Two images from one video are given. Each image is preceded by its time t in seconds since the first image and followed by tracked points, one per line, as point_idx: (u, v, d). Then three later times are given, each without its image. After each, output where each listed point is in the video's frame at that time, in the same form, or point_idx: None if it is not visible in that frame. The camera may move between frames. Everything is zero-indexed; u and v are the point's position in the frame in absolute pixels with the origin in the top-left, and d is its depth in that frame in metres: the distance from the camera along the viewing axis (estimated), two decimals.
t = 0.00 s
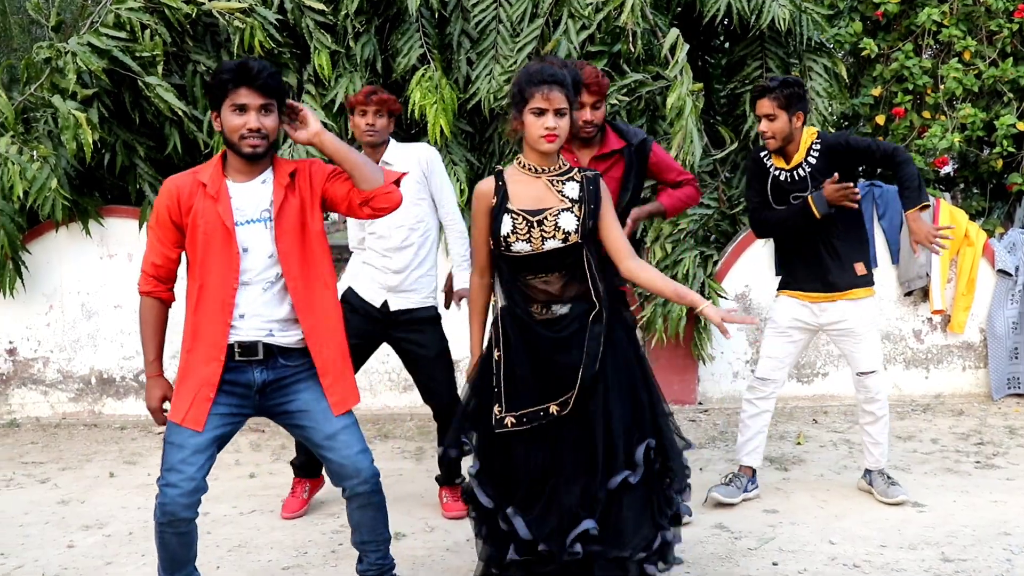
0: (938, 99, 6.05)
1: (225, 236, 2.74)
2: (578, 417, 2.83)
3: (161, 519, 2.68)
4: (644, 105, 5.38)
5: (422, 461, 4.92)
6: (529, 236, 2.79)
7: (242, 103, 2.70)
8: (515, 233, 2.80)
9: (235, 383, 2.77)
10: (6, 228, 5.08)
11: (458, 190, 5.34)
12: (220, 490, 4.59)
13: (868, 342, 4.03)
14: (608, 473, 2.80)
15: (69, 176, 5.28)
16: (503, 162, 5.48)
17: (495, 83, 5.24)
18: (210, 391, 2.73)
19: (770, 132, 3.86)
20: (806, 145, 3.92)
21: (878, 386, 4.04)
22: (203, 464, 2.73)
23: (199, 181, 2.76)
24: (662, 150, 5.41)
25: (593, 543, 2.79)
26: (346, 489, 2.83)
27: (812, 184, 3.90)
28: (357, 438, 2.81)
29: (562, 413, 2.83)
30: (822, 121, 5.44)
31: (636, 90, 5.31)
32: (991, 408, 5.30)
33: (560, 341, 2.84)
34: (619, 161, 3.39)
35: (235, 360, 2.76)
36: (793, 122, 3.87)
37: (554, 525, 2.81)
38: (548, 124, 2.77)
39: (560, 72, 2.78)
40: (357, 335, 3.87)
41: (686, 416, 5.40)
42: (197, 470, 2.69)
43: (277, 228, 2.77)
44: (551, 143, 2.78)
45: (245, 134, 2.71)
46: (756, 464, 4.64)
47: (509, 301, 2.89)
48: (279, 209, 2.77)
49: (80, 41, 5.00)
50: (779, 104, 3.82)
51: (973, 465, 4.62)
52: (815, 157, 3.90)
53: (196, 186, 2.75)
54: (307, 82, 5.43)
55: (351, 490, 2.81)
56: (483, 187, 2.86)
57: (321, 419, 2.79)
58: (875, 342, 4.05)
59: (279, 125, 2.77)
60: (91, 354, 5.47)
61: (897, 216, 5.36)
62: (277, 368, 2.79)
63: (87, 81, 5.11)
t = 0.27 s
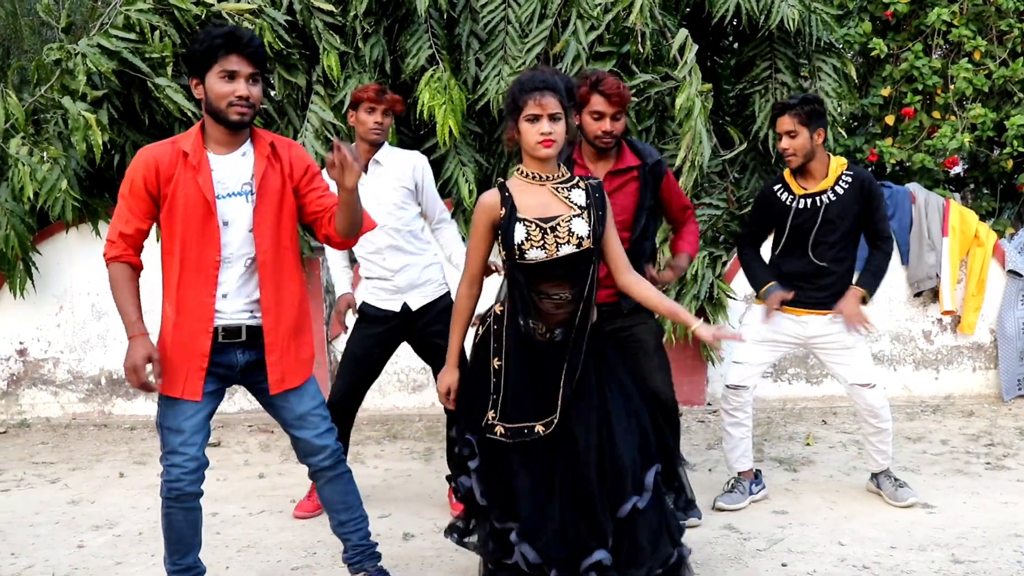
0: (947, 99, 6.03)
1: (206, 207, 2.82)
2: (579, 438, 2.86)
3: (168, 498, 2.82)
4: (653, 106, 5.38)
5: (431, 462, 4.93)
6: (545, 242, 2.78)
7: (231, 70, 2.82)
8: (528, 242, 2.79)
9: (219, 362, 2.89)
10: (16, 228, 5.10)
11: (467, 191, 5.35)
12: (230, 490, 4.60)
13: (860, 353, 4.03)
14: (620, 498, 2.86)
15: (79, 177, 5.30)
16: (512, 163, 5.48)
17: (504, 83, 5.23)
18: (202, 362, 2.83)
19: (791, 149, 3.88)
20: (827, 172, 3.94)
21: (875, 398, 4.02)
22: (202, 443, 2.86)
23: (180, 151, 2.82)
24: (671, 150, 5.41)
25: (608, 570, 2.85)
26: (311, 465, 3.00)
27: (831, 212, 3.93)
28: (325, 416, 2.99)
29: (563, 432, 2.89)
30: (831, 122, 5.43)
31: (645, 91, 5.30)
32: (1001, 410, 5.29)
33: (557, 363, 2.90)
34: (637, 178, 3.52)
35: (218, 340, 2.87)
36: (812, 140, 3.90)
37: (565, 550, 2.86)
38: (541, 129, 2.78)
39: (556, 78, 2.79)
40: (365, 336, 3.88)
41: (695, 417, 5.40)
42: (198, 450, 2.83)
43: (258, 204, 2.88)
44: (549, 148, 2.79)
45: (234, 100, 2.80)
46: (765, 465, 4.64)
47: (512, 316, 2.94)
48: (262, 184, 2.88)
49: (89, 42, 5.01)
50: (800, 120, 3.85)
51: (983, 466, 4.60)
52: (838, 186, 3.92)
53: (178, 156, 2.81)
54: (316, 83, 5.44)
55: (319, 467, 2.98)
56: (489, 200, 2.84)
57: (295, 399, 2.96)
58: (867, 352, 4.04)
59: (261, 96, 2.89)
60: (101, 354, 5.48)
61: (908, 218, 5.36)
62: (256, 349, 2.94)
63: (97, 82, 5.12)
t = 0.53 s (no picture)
0: (957, 100, 6.02)
1: (234, 205, 2.81)
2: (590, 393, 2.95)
3: (189, 493, 2.83)
4: (662, 106, 5.38)
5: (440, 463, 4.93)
6: (553, 229, 2.89)
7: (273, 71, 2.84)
8: (539, 226, 2.88)
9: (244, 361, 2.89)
10: (27, 230, 5.13)
11: (476, 192, 5.35)
12: (239, 492, 4.61)
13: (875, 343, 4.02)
14: (635, 449, 2.95)
15: (89, 178, 5.31)
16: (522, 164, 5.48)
17: (513, 84, 5.23)
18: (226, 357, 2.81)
19: (816, 135, 3.85)
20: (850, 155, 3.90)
21: (888, 390, 4.04)
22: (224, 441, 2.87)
23: (202, 149, 2.80)
24: (680, 151, 5.40)
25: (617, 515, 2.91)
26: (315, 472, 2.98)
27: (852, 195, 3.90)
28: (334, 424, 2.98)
29: (576, 403, 2.95)
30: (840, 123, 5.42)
31: (654, 92, 5.30)
32: (1012, 411, 5.27)
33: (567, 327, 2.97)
34: (638, 176, 3.56)
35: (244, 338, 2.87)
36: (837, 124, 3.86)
37: (576, 504, 2.90)
38: (570, 108, 2.86)
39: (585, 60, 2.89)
40: (375, 336, 3.88)
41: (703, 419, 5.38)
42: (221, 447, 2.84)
43: (278, 204, 2.88)
44: (574, 128, 2.87)
45: (276, 99, 2.84)
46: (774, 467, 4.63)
47: (520, 295, 2.98)
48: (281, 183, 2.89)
49: (99, 44, 5.03)
50: (825, 106, 3.83)
51: (993, 468, 4.59)
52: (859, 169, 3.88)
53: (201, 155, 2.79)
54: (325, 85, 5.44)
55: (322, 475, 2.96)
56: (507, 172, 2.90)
57: (308, 402, 2.95)
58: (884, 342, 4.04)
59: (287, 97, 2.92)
60: (110, 355, 5.49)
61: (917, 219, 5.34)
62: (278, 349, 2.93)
63: (107, 84, 5.14)
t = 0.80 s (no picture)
0: (966, 101, 6.01)
1: (297, 205, 2.88)
2: (627, 424, 2.96)
3: (219, 484, 2.84)
4: (671, 108, 5.38)
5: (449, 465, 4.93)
6: (605, 229, 2.88)
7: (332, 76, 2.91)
8: (589, 228, 2.88)
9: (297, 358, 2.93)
10: (37, 232, 5.15)
11: (484, 193, 5.35)
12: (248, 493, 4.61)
13: (914, 351, 3.99)
14: (667, 498, 2.98)
15: (98, 180, 5.32)
16: (530, 165, 5.48)
17: (521, 85, 5.25)
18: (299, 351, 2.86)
19: (828, 145, 3.86)
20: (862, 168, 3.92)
21: (923, 397, 3.99)
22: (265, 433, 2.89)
23: (259, 152, 2.85)
24: (688, 153, 5.40)
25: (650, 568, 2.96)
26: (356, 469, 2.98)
27: (862, 212, 3.91)
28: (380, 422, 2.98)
29: (610, 418, 2.95)
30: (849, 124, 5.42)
31: (663, 93, 5.29)
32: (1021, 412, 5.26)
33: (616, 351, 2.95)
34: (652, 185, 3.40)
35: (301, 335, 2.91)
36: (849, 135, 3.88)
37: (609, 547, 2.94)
38: (598, 117, 2.87)
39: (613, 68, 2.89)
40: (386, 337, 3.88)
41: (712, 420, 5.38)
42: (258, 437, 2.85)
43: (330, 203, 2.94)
44: (603, 137, 2.89)
45: (338, 103, 2.91)
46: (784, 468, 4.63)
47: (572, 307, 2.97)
48: (331, 181, 2.94)
49: (109, 46, 5.04)
50: (837, 115, 3.83)
51: (1003, 469, 4.58)
52: (870, 185, 3.89)
53: (259, 157, 2.85)
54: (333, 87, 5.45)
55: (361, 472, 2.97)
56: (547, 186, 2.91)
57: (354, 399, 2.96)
58: (923, 349, 4.00)
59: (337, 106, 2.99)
60: (119, 357, 5.50)
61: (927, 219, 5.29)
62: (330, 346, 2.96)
63: (116, 86, 5.15)
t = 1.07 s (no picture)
0: (953, 110, 6.27)
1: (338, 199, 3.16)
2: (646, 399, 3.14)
3: (311, 474, 3.11)
4: (672, 118, 5.63)
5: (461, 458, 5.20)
6: (595, 237, 3.05)
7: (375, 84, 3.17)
8: (582, 235, 3.06)
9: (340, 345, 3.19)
10: (69, 237, 5.42)
11: (493, 199, 5.62)
12: (272, 484, 4.88)
13: (896, 344, 4.26)
14: (678, 457, 3.18)
15: (126, 187, 5.59)
16: (537, 172, 5.75)
17: (529, 97, 5.51)
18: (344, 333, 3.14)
19: (806, 144, 4.06)
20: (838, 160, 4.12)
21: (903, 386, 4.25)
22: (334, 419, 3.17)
23: (304, 150, 3.13)
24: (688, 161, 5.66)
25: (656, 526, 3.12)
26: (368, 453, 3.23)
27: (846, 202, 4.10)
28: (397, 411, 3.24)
29: (634, 400, 3.13)
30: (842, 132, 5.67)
31: (664, 103, 5.54)
32: (1006, 408, 5.52)
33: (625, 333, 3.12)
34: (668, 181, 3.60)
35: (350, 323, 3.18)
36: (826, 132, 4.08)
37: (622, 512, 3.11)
38: (608, 129, 3.02)
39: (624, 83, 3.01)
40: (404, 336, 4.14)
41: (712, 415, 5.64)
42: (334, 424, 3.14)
43: (370, 198, 3.22)
44: (612, 147, 3.05)
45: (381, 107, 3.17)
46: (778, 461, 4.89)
47: (581, 299, 3.14)
48: (371, 179, 3.22)
49: (137, 60, 5.31)
50: (813, 115, 4.03)
51: (988, 462, 4.84)
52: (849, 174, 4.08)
53: (304, 156, 3.12)
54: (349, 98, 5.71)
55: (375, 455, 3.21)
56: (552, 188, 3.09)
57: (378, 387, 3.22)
58: (904, 342, 4.27)
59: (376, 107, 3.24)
60: (147, 355, 5.77)
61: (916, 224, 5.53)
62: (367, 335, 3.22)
63: (144, 97, 5.42)
